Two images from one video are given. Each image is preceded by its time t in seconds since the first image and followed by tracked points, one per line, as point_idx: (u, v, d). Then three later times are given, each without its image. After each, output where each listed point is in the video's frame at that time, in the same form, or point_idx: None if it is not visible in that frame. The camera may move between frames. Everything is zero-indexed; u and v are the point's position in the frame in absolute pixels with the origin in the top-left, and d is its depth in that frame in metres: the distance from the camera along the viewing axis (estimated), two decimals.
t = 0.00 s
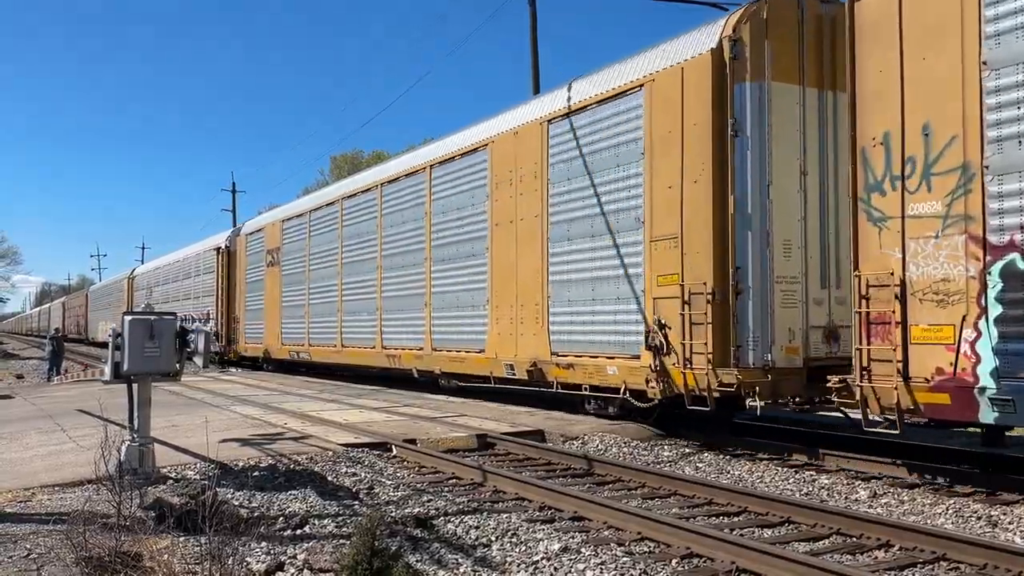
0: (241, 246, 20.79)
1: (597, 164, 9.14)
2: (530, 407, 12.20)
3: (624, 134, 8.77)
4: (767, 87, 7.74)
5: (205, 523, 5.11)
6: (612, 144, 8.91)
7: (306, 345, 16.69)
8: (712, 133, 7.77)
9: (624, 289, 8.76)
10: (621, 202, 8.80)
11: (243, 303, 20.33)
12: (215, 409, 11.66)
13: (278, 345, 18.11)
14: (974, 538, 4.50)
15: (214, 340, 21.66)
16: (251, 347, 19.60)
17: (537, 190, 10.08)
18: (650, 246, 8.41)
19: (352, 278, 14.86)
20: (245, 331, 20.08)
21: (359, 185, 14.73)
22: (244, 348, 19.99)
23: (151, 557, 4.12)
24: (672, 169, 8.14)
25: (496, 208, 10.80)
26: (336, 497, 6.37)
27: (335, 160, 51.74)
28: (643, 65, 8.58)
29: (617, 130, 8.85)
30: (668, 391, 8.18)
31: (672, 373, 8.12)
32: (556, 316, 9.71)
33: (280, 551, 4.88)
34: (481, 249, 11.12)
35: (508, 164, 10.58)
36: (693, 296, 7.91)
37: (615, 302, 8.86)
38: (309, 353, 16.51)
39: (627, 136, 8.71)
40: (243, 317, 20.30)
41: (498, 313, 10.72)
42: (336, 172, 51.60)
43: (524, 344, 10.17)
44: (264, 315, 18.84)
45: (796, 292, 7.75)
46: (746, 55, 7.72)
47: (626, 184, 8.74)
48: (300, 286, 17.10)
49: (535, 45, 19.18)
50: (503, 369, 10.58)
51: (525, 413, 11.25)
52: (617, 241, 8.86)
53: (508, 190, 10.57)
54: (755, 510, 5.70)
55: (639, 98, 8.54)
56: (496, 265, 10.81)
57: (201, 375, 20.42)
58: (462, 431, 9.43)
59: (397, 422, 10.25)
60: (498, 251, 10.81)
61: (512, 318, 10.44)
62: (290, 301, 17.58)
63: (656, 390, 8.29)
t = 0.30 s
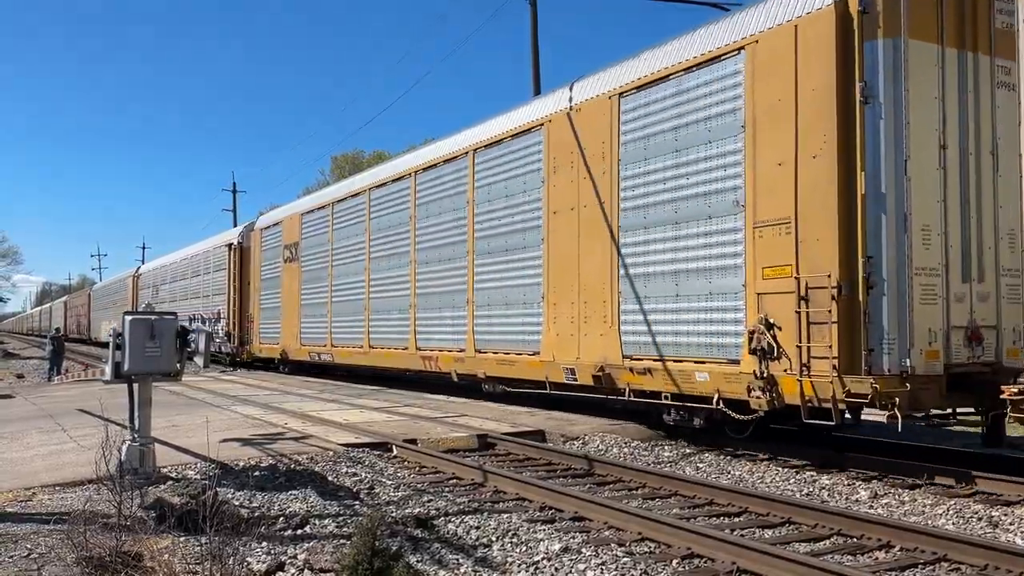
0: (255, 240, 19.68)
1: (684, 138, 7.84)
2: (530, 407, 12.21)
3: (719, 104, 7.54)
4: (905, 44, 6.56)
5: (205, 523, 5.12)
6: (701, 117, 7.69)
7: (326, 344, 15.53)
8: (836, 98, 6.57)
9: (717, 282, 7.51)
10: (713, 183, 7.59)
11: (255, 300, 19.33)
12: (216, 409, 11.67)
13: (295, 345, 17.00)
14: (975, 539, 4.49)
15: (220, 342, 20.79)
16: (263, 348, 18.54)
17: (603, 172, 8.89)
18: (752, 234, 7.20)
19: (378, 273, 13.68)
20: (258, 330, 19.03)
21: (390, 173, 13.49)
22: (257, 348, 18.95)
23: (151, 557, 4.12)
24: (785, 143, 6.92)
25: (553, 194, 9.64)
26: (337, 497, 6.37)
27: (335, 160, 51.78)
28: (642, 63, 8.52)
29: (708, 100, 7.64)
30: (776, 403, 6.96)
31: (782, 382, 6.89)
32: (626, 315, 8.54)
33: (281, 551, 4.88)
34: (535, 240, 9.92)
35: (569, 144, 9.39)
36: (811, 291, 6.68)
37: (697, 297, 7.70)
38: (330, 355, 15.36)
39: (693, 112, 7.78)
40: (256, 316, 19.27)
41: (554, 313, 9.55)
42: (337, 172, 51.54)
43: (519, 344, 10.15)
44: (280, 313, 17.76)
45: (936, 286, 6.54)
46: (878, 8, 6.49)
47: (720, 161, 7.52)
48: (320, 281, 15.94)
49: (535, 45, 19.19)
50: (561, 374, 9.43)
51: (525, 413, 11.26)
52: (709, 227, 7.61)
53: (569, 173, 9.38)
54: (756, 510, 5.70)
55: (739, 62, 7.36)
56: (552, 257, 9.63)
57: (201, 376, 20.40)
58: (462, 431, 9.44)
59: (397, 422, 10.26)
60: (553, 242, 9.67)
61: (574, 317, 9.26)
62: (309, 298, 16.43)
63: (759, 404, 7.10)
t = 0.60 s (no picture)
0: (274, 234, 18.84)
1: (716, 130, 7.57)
2: (531, 407, 12.21)
3: (846, 63, 6.48)
4: None
5: (206, 522, 5.12)
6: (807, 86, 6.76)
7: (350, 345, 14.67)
8: (1009, 52, 5.59)
9: (844, 274, 6.46)
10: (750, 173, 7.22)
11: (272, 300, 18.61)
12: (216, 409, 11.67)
13: (316, 345, 16.15)
14: (975, 539, 4.49)
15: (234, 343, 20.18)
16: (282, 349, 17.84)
17: (691, 150, 7.82)
18: (891, 217, 6.16)
19: (411, 269, 12.75)
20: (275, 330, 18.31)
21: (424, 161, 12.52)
22: (275, 350, 18.24)
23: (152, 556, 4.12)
24: (938, 107, 5.91)
25: (625, 176, 8.57)
26: (337, 497, 6.36)
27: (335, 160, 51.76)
28: (641, 64, 8.58)
29: (827, 61, 6.60)
30: (925, 416, 5.93)
31: (934, 393, 5.87)
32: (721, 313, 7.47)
33: (281, 551, 4.88)
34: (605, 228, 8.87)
35: (644, 120, 8.35)
36: (975, 285, 5.68)
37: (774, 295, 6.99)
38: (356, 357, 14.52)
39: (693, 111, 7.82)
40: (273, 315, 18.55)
41: (627, 311, 8.51)
42: (337, 171, 51.49)
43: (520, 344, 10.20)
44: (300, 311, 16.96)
45: None
46: None
47: (846, 134, 6.46)
48: (346, 278, 15.04)
49: (535, 46, 19.21)
50: (635, 380, 8.43)
51: (526, 413, 11.26)
52: (830, 210, 6.55)
53: (643, 152, 8.35)
54: (756, 510, 5.70)
55: (872, 14, 6.29)
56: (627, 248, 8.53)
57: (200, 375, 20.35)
58: (462, 430, 9.44)
59: (397, 421, 10.25)
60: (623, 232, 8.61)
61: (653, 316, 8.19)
62: (332, 296, 15.55)
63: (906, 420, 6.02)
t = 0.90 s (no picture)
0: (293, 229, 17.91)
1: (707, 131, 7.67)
2: (530, 407, 12.21)
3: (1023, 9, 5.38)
4: None
5: (205, 522, 5.11)
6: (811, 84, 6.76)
7: (379, 346, 13.75)
8: None
9: (1018, 263, 5.35)
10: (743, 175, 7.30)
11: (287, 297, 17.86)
12: (215, 408, 11.65)
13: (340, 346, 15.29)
14: (976, 539, 4.50)
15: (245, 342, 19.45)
16: (299, 349, 17.06)
17: (806, 120, 6.73)
18: None
19: (446, 263, 11.94)
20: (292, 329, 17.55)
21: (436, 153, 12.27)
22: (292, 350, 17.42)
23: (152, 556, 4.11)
24: None
25: (718, 154, 7.51)
26: (336, 497, 6.36)
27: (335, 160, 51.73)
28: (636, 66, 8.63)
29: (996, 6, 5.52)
30: None
31: None
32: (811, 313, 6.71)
33: (281, 550, 4.88)
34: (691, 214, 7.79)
35: (740, 89, 7.32)
36: None
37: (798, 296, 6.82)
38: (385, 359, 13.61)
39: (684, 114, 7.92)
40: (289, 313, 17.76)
41: (722, 308, 7.45)
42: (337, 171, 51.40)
43: (520, 344, 10.22)
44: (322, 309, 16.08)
45: None
46: None
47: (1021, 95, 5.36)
48: (373, 275, 14.14)
49: (536, 46, 19.21)
50: (731, 390, 7.34)
51: (525, 413, 11.27)
52: (937, 194, 5.82)
53: (740, 126, 7.31)
54: (756, 510, 5.70)
55: None
56: (722, 238, 7.44)
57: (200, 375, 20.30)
58: (462, 430, 9.45)
59: (396, 421, 10.25)
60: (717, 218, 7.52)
61: (755, 315, 7.14)
62: (358, 294, 14.69)
63: None
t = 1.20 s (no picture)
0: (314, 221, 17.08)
1: (706, 131, 7.65)
2: (528, 406, 12.21)
3: None
4: None
5: (202, 521, 5.11)
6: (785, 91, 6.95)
7: (408, 347, 12.90)
8: None
9: None
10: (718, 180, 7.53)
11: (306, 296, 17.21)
12: (212, 408, 11.62)
13: (362, 348, 14.44)
14: (973, 537, 4.50)
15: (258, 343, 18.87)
16: (319, 349, 16.35)
17: (961, 78, 5.75)
18: None
19: (488, 256, 10.96)
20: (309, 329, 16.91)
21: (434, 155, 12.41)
22: (309, 351, 16.78)
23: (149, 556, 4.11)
24: None
25: (844, 123, 6.48)
26: (335, 496, 6.36)
27: (333, 159, 51.68)
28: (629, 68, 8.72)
29: None
30: None
31: None
32: (777, 311, 6.98)
33: (279, 550, 4.88)
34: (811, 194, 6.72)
35: (870, 45, 6.34)
36: None
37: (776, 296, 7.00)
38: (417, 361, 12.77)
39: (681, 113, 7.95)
40: (306, 312, 17.16)
41: (848, 304, 6.44)
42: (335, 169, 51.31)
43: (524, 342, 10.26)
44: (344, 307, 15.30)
45: None
46: None
47: None
48: (403, 270, 13.26)
49: (535, 46, 19.19)
50: (860, 402, 6.40)
51: (523, 412, 11.28)
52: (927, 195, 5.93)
53: (873, 88, 6.32)
54: (753, 508, 5.70)
55: None
56: (852, 221, 6.42)
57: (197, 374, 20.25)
58: (460, 429, 9.45)
59: (395, 420, 10.26)
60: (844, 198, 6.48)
61: (893, 311, 6.16)
62: (383, 290, 13.86)
63: None
